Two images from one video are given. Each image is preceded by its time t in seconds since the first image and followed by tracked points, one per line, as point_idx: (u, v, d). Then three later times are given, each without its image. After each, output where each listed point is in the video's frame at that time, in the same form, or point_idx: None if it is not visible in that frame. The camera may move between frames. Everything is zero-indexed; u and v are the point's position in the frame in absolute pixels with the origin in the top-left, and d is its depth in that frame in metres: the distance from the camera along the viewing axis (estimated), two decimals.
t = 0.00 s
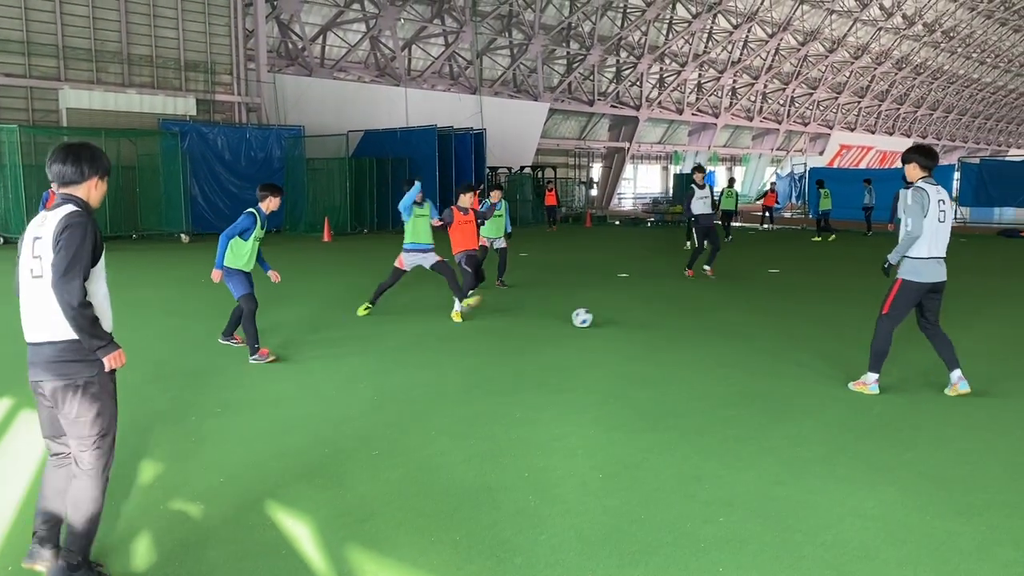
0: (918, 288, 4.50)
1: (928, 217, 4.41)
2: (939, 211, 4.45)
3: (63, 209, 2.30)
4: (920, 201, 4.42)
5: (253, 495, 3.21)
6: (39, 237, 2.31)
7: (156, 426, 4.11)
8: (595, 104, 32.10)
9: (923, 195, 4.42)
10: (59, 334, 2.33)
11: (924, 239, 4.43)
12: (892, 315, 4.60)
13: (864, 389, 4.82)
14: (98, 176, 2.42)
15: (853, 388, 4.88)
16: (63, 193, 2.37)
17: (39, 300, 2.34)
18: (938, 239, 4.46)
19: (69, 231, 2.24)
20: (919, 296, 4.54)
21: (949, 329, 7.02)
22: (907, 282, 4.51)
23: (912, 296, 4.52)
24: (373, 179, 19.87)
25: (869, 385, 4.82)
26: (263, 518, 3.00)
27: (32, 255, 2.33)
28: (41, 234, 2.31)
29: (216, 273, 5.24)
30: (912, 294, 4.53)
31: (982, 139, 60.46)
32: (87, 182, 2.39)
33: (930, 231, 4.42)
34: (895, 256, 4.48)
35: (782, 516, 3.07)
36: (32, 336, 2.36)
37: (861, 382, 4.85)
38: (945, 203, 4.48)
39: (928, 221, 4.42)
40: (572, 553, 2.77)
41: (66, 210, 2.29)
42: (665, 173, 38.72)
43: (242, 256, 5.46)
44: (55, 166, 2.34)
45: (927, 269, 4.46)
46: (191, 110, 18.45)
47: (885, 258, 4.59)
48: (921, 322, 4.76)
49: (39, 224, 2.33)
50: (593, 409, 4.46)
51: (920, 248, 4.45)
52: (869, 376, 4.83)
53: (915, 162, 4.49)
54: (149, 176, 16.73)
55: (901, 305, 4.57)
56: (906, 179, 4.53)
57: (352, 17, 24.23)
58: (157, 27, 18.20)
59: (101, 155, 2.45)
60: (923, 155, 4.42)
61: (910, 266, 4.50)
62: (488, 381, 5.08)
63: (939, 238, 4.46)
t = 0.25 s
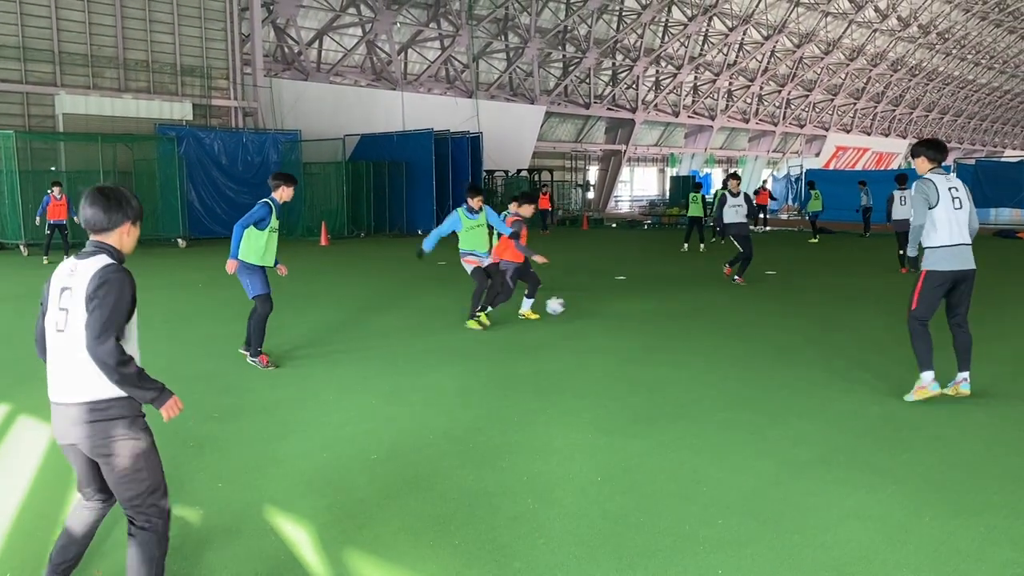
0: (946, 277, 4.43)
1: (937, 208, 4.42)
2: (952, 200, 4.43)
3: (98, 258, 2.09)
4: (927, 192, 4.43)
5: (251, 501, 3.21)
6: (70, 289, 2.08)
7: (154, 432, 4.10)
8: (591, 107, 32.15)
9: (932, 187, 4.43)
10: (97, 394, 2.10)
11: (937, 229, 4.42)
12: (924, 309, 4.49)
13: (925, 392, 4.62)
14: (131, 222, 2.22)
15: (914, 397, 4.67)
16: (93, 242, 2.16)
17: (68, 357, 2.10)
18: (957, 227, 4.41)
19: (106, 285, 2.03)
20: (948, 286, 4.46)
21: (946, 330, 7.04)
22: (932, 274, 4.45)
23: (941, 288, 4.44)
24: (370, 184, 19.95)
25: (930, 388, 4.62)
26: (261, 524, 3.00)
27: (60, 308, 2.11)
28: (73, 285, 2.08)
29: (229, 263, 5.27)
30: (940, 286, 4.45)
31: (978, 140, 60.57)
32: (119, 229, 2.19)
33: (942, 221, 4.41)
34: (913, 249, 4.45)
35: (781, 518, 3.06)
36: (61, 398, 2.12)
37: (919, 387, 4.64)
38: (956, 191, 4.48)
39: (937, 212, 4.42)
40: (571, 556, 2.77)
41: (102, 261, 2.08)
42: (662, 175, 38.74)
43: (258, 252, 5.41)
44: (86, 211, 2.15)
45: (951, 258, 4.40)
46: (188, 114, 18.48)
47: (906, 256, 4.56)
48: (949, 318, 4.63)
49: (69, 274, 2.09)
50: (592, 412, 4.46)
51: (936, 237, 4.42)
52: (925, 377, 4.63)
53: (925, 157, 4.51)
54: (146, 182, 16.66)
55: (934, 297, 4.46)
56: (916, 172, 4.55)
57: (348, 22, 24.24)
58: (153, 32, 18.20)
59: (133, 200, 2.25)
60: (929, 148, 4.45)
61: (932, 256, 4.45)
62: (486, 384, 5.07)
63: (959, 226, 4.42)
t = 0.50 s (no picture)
0: (959, 292, 4.31)
1: (939, 223, 4.33)
2: (959, 213, 4.31)
3: (120, 247, 2.09)
4: (928, 207, 4.34)
5: (252, 504, 3.20)
6: (90, 276, 2.08)
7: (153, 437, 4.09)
8: (591, 109, 32.22)
9: (934, 202, 4.34)
10: (110, 387, 2.09)
11: (941, 244, 4.32)
12: (943, 327, 4.37)
13: (949, 411, 4.41)
14: (153, 211, 2.21)
15: (934, 412, 4.47)
16: (114, 229, 2.16)
17: (84, 344, 2.10)
18: (964, 239, 4.29)
19: (131, 276, 2.03)
20: (963, 300, 4.32)
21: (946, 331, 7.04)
22: (944, 290, 4.34)
23: (955, 303, 4.32)
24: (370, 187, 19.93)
25: (953, 407, 4.41)
26: (262, 529, 2.99)
27: (77, 294, 2.11)
28: (94, 272, 2.08)
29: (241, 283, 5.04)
30: (957, 302, 4.32)
31: (978, 141, 60.63)
32: (139, 217, 2.18)
33: (946, 236, 4.31)
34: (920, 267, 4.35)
35: (783, 521, 3.06)
36: (73, 386, 2.12)
37: (943, 404, 4.44)
38: (965, 203, 4.34)
39: (939, 228, 4.33)
40: (571, 559, 2.76)
41: (125, 248, 2.08)
42: (662, 177, 38.77)
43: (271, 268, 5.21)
44: (108, 197, 2.15)
45: (961, 273, 4.28)
46: (187, 119, 18.55)
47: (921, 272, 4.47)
48: (977, 327, 4.54)
49: (89, 260, 2.10)
50: (591, 415, 4.46)
51: (942, 253, 4.31)
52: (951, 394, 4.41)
53: (933, 169, 4.43)
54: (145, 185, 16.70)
55: (950, 314, 4.34)
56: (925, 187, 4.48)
57: (347, 25, 24.27)
58: (152, 37, 18.20)
59: (155, 188, 2.24)
60: (933, 161, 4.38)
61: (942, 271, 4.33)
62: (486, 388, 5.06)
63: (966, 239, 4.29)
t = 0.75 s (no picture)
0: (977, 289, 4.28)
1: (957, 221, 4.31)
2: (974, 210, 4.31)
3: (121, 250, 2.07)
4: (945, 206, 4.33)
5: (255, 509, 3.20)
6: (88, 280, 2.07)
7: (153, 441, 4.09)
8: (592, 112, 32.21)
9: (948, 201, 4.33)
10: (111, 393, 2.09)
11: (960, 241, 4.30)
12: (955, 323, 4.36)
13: (944, 406, 4.52)
14: (151, 210, 2.20)
15: (933, 408, 4.57)
16: (112, 230, 2.14)
17: (83, 350, 2.09)
18: (982, 236, 4.28)
19: (132, 281, 2.02)
20: (980, 297, 4.31)
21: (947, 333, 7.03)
22: (962, 287, 4.31)
23: (972, 300, 4.30)
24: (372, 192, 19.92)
25: (948, 402, 4.52)
26: (265, 533, 2.98)
27: (76, 298, 2.09)
28: (93, 277, 2.07)
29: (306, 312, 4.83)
30: (971, 298, 4.31)
31: (978, 142, 60.66)
32: (137, 217, 2.17)
33: (964, 233, 4.28)
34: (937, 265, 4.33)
35: (785, 523, 3.05)
36: (72, 391, 2.11)
37: (939, 400, 4.55)
38: (980, 201, 4.34)
39: (956, 225, 4.31)
40: (573, 563, 2.76)
41: (124, 252, 2.07)
42: (663, 180, 38.71)
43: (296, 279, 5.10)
44: (105, 198, 2.13)
45: (980, 269, 4.26)
46: (188, 123, 18.43)
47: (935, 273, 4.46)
48: (991, 328, 4.50)
49: (88, 263, 2.09)
50: (593, 417, 4.46)
51: (960, 249, 4.30)
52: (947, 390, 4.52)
53: (945, 170, 4.45)
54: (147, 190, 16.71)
55: (965, 311, 4.32)
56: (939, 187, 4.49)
57: (348, 30, 24.29)
58: (153, 42, 18.25)
59: (153, 187, 2.23)
60: (946, 162, 4.40)
61: (961, 268, 4.31)
62: (488, 391, 5.06)
63: (983, 235, 4.28)
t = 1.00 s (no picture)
0: (972, 290, 4.28)
1: (947, 223, 4.33)
2: (967, 211, 4.31)
3: (112, 253, 2.07)
4: (936, 208, 4.35)
5: (256, 513, 3.19)
6: (81, 283, 2.07)
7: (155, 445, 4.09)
8: (593, 115, 32.22)
9: (939, 204, 4.35)
10: (103, 397, 2.09)
11: (951, 244, 4.31)
12: (955, 326, 4.35)
13: (945, 410, 4.50)
14: (142, 211, 2.20)
15: (933, 410, 4.56)
16: (104, 232, 2.15)
17: (78, 354, 2.09)
18: (976, 238, 4.28)
19: (123, 283, 2.01)
20: (976, 299, 4.30)
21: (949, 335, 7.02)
22: (957, 289, 4.33)
23: (969, 302, 4.29)
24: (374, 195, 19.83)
25: (949, 406, 4.49)
26: (266, 537, 2.98)
27: (70, 301, 2.09)
28: (84, 280, 2.06)
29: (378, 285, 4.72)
30: (968, 300, 4.30)
31: (979, 143, 60.67)
32: (128, 219, 2.17)
33: (956, 235, 4.30)
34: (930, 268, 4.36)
35: (788, 526, 3.04)
36: (66, 396, 2.12)
37: (939, 403, 4.53)
38: (974, 202, 4.34)
39: (947, 227, 4.33)
40: (575, 566, 2.75)
41: (115, 254, 2.06)
42: (664, 182, 38.71)
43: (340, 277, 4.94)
44: (95, 199, 2.13)
45: (977, 270, 4.26)
46: (190, 127, 18.44)
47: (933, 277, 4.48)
48: (998, 330, 4.47)
49: (81, 266, 2.08)
50: (594, 420, 4.46)
51: (952, 252, 4.31)
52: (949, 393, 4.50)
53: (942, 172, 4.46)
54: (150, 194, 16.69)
55: (962, 313, 4.32)
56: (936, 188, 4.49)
57: (349, 33, 24.34)
58: (155, 46, 18.29)
59: (144, 188, 2.22)
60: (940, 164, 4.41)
61: (956, 270, 4.32)
62: (490, 394, 5.06)
63: (976, 236, 4.28)
